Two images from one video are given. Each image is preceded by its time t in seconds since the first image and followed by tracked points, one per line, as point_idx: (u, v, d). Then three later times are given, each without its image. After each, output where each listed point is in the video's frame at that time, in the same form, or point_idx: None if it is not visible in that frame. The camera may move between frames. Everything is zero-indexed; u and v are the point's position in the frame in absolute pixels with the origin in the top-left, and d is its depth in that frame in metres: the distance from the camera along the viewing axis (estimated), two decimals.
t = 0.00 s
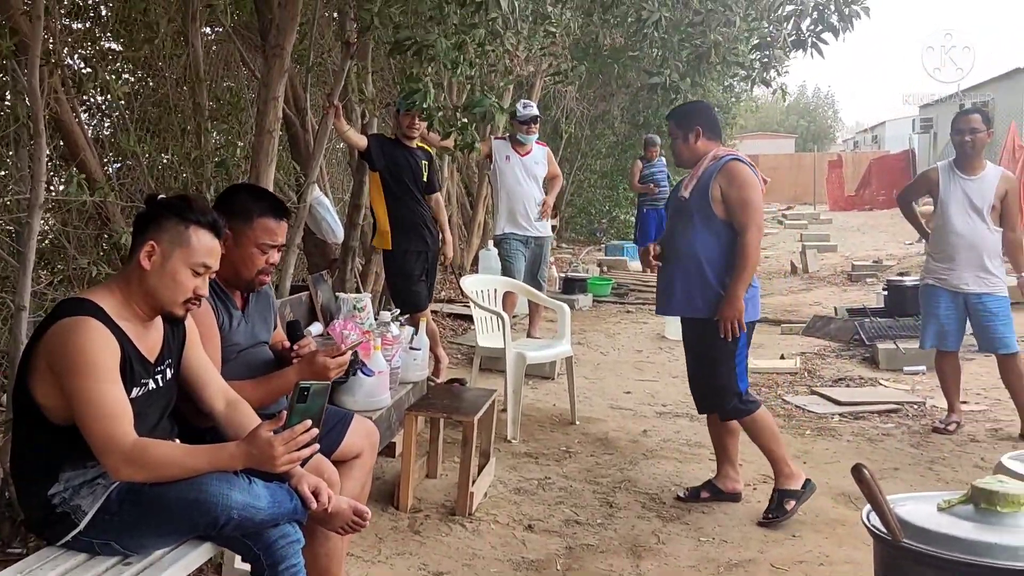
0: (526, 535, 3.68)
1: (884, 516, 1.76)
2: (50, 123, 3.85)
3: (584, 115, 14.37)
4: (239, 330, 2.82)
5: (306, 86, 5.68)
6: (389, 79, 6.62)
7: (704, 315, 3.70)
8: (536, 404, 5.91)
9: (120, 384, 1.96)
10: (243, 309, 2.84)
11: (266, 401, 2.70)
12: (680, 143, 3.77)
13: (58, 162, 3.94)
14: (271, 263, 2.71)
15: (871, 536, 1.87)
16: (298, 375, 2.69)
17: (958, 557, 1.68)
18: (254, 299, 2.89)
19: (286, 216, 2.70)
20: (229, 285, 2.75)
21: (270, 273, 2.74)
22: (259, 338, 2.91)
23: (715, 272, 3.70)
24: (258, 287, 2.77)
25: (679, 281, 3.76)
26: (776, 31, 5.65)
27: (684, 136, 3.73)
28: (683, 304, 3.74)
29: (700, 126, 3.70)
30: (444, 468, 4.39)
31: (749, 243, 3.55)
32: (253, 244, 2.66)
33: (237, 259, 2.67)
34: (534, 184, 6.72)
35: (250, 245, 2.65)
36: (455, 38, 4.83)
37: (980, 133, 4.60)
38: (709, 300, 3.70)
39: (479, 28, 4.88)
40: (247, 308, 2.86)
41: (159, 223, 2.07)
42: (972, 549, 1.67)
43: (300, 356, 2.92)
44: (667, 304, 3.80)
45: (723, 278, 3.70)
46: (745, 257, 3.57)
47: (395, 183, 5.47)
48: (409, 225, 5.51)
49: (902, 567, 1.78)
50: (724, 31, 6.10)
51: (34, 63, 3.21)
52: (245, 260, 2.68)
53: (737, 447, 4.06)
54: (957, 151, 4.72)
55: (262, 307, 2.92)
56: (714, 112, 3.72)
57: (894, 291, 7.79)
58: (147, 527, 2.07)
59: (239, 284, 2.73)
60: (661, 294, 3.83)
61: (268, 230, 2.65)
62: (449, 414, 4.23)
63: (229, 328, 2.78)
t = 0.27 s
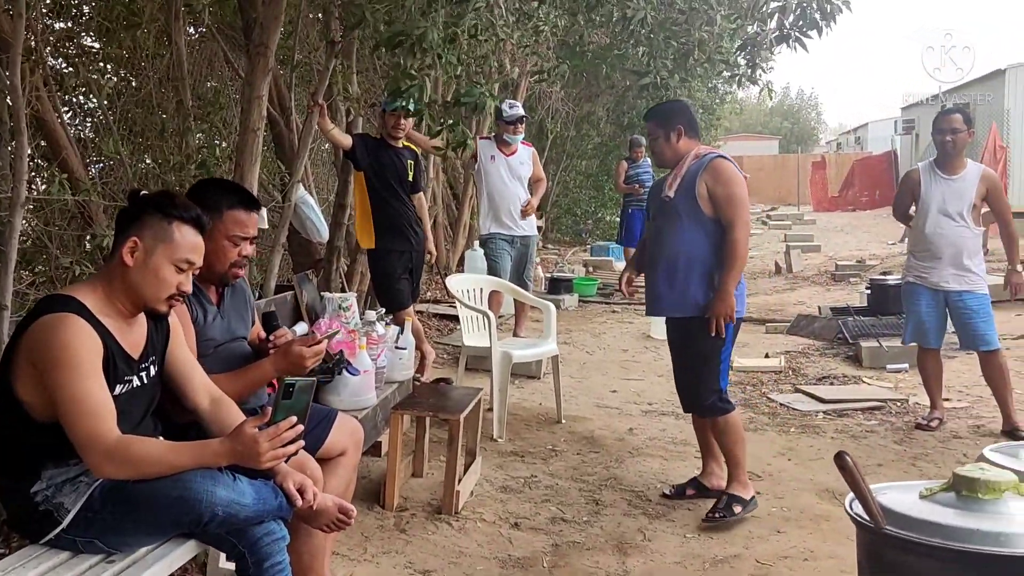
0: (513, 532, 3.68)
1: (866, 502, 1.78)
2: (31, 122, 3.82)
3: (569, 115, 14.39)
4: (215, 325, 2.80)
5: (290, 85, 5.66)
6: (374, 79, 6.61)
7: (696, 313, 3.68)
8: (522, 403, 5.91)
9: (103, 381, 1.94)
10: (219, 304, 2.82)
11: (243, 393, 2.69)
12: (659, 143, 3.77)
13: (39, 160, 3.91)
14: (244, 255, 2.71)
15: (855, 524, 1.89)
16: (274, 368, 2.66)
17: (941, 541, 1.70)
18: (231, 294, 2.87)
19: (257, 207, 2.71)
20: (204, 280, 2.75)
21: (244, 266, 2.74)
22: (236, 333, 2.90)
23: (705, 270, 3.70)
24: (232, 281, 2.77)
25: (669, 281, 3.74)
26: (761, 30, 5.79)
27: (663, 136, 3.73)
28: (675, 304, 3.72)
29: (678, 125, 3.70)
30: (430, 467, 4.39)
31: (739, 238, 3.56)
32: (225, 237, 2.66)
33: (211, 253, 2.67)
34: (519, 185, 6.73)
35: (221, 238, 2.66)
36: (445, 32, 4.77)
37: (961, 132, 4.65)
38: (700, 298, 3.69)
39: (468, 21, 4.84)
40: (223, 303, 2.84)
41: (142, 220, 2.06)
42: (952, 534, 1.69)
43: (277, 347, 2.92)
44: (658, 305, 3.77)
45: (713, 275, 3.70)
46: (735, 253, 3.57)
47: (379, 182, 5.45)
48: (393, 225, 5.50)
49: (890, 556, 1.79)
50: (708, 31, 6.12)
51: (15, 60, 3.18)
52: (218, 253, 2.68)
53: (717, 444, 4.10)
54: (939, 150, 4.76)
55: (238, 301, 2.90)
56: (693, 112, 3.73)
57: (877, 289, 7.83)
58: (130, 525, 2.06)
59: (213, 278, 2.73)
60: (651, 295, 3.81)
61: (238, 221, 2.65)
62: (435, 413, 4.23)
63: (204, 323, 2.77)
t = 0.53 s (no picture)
0: (505, 529, 3.68)
1: (857, 487, 1.78)
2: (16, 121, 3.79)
3: (559, 113, 14.39)
4: (193, 320, 2.79)
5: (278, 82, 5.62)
6: (363, 77, 6.59)
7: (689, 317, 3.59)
8: (514, 400, 5.90)
9: (89, 378, 1.92)
10: (196, 299, 2.83)
11: (225, 386, 2.66)
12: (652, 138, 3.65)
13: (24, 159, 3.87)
14: (218, 247, 2.70)
15: (845, 510, 1.89)
16: (256, 360, 2.65)
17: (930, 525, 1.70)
18: (208, 289, 2.87)
19: (226, 198, 2.68)
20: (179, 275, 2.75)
21: (218, 258, 2.73)
22: (216, 327, 2.88)
23: (698, 273, 3.60)
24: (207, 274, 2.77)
25: (660, 284, 3.64)
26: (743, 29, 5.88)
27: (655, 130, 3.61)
28: (667, 308, 3.62)
29: (673, 119, 3.57)
30: (422, 465, 4.38)
31: (733, 242, 3.46)
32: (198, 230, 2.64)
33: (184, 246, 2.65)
34: (509, 182, 6.71)
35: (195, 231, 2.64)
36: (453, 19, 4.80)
37: (946, 126, 4.64)
38: (692, 302, 3.60)
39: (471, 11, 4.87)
40: (200, 299, 2.84)
41: (126, 215, 2.04)
42: (944, 517, 1.69)
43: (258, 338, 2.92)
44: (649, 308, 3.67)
45: (706, 278, 3.60)
46: (729, 258, 3.47)
47: (369, 180, 5.43)
48: (382, 222, 5.48)
49: (880, 540, 1.80)
50: (695, 28, 6.02)
51: None
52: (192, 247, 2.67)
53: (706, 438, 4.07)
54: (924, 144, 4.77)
55: (217, 296, 2.90)
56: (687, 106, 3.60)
57: (865, 284, 7.85)
58: (119, 522, 2.04)
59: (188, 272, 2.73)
60: (641, 298, 3.71)
61: (209, 213, 2.63)
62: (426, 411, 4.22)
63: (181, 319, 2.76)
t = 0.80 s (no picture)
0: (508, 523, 3.69)
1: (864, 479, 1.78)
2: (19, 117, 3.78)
3: (560, 108, 14.38)
4: (192, 315, 2.82)
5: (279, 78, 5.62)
6: (365, 72, 6.58)
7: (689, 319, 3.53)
8: (516, 395, 5.91)
9: (95, 372, 1.93)
10: (195, 294, 2.85)
11: (228, 380, 2.68)
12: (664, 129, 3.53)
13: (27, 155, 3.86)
14: (213, 242, 2.70)
15: (852, 501, 1.89)
16: (257, 353, 2.65)
17: (939, 515, 1.70)
18: (206, 284, 2.89)
19: (223, 191, 2.67)
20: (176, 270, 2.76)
21: (215, 251, 2.74)
22: (216, 321, 2.91)
23: (701, 274, 3.54)
24: (204, 268, 2.78)
25: (663, 282, 3.57)
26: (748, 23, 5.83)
27: (668, 123, 3.49)
28: (667, 308, 3.56)
29: (688, 111, 3.44)
30: (425, 459, 4.38)
31: (739, 248, 3.39)
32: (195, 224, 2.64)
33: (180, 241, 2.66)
34: (511, 178, 6.71)
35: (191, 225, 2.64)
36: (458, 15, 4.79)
37: (952, 120, 4.64)
38: (694, 304, 3.54)
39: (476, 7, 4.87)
40: (199, 293, 2.86)
41: (131, 210, 2.04)
42: (952, 508, 1.69)
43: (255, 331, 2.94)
44: (648, 305, 3.62)
45: (709, 280, 3.55)
46: (734, 264, 3.40)
47: (372, 177, 5.43)
48: (384, 218, 5.48)
49: (887, 530, 1.80)
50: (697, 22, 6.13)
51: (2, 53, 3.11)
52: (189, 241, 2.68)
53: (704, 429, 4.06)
54: (930, 137, 4.76)
55: (215, 290, 2.93)
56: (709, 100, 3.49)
57: (867, 280, 7.83)
58: (125, 516, 2.05)
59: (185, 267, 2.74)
60: (641, 294, 3.65)
61: (208, 208, 2.62)
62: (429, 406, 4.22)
63: (180, 313, 2.79)
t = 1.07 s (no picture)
0: (521, 515, 3.69)
1: (892, 468, 1.77)
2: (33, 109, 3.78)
3: (569, 102, 14.34)
4: (208, 305, 2.83)
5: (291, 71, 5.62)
6: (376, 65, 6.57)
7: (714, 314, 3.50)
8: (528, 388, 5.91)
9: (114, 362, 1.93)
10: (209, 284, 2.86)
11: (245, 369, 2.69)
12: (688, 116, 3.47)
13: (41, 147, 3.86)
14: (229, 232, 2.71)
15: (877, 491, 1.89)
16: (274, 343, 2.66)
17: (966, 505, 1.70)
18: (221, 274, 2.90)
19: (240, 182, 2.67)
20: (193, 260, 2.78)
21: (230, 241, 2.75)
22: (230, 312, 2.92)
23: (726, 267, 3.51)
24: (220, 259, 2.79)
25: (687, 275, 3.54)
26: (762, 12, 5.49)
27: (692, 110, 3.43)
28: (692, 302, 3.52)
29: (715, 98, 3.37)
30: (437, 451, 4.39)
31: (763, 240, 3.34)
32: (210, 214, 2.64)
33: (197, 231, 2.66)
34: (522, 170, 6.70)
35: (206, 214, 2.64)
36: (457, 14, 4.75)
37: (975, 110, 4.59)
38: (719, 298, 3.50)
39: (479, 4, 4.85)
40: (214, 283, 2.88)
41: (148, 201, 2.04)
42: (979, 498, 1.69)
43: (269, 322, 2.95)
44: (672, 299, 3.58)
45: (729, 271, 3.51)
46: (759, 256, 3.35)
47: (382, 169, 5.44)
48: (394, 211, 5.48)
49: (911, 519, 1.80)
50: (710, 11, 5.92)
51: (17, 45, 3.09)
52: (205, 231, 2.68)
53: (701, 416, 4.08)
54: (953, 129, 4.73)
55: (229, 280, 2.93)
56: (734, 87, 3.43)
57: (881, 273, 7.75)
58: (143, 505, 2.06)
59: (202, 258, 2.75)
60: (664, 287, 3.61)
61: (224, 197, 2.63)
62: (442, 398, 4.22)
63: (197, 303, 2.80)
